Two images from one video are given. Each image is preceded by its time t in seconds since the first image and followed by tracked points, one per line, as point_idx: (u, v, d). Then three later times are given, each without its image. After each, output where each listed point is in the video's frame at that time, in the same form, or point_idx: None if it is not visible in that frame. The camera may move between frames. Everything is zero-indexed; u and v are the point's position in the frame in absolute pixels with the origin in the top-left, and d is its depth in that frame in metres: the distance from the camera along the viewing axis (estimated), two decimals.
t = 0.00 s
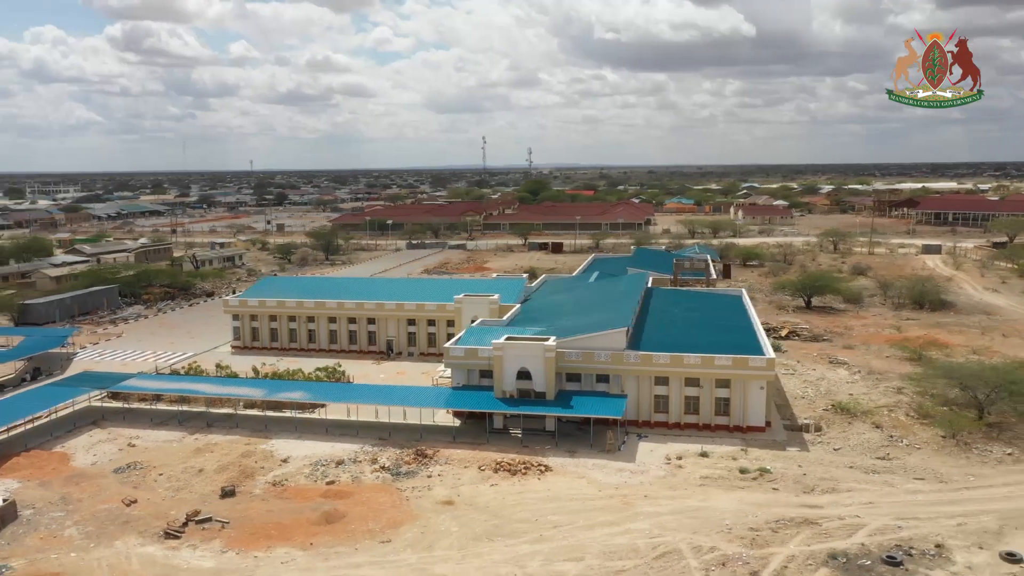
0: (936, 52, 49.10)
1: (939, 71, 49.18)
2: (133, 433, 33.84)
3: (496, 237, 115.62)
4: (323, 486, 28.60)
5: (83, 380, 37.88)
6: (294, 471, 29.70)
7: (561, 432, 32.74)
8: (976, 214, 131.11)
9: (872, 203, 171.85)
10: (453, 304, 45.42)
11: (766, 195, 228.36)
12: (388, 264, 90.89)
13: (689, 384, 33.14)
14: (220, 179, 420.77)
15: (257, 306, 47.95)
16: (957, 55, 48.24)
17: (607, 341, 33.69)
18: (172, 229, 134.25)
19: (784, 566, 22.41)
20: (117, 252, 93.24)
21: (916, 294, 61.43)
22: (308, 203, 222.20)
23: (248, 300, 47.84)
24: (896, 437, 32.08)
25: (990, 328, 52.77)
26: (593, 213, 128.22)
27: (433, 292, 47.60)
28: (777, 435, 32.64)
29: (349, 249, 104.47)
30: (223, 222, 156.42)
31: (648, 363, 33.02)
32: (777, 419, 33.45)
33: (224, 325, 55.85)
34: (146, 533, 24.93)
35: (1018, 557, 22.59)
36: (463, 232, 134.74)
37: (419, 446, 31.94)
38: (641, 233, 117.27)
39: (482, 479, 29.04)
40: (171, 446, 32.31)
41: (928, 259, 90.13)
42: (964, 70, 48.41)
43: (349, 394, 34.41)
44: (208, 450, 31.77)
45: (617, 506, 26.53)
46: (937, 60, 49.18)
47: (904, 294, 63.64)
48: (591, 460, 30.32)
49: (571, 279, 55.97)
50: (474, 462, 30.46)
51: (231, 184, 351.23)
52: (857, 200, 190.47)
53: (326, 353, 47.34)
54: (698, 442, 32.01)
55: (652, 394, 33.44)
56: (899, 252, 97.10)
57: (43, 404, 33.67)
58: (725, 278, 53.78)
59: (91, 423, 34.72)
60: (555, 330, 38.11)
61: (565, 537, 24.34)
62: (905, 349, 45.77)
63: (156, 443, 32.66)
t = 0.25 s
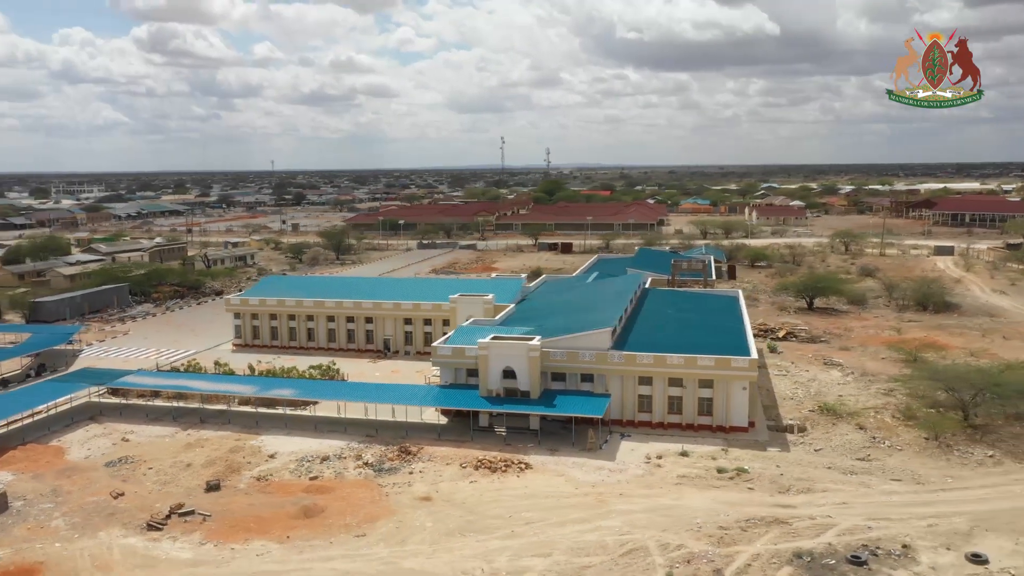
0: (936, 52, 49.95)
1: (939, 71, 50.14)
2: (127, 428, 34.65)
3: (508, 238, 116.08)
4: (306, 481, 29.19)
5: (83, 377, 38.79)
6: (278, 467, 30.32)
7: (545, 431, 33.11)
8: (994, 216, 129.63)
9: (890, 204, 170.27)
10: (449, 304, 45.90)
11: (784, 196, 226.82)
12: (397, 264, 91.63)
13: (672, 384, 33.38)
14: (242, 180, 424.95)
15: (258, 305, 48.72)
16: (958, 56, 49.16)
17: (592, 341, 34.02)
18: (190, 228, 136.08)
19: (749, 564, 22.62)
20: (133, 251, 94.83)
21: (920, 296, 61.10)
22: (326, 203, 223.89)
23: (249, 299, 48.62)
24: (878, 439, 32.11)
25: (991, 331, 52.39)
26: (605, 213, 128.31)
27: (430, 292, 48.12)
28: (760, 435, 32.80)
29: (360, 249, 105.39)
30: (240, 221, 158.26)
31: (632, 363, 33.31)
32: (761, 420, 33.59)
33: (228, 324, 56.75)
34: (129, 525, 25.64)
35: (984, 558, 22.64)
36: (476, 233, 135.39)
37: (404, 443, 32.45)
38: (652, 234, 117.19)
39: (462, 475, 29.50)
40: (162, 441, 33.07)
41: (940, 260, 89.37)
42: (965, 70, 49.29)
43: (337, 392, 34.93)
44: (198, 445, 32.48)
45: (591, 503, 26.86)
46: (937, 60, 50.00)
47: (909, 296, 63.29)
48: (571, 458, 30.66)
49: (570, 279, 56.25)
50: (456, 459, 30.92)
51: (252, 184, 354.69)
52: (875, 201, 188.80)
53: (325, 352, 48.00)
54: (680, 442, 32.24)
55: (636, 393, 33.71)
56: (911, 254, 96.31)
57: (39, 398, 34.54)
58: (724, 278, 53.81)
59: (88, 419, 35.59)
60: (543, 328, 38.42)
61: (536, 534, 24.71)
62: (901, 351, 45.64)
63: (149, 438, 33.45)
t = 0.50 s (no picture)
0: (936, 52, 49.49)
1: (938, 70, 49.64)
2: (127, 423, 35.54)
3: (522, 238, 116.46)
4: (294, 476, 29.83)
5: (87, 373, 39.79)
6: (268, 462, 31.00)
7: (532, 429, 33.51)
8: (1015, 217, 127.82)
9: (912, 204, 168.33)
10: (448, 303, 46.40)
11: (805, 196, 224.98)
12: (409, 264, 92.37)
13: (659, 384, 33.62)
14: (266, 180, 428.61)
15: (262, 303, 49.56)
16: (957, 55, 48.68)
17: (580, 340, 34.35)
18: (209, 228, 137.91)
19: (717, 562, 22.85)
20: (151, 250, 96.45)
21: (927, 298, 60.61)
22: (347, 203, 225.54)
23: (253, 297, 49.46)
24: (865, 440, 32.12)
25: (996, 333, 51.91)
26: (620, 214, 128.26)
27: (431, 291, 48.67)
28: (746, 436, 32.95)
29: (374, 248, 106.35)
30: (260, 221, 160.05)
31: (619, 363, 33.59)
32: (748, 420, 33.73)
33: (236, 322, 57.71)
34: (118, 516, 26.41)
35: (953, 559, 22.69)
36: (491, 232, 135.95)
37: (393, 440, 33.01)
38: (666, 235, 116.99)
39: (446, 472, 29.99)
40: (159, 435, 33.90)
41: (955, 261, 88.43)
42: (963, 70, 48.77)
43: (330, 389, 35.58)
44: (193, 440, 33.26)
45: (570, 500, 27.22)
46: (937, 60, 49.61)
47: (917, 298, 62.80)
48: (556, 457, 31.03)
49: (573, 279, 56.54)
50: (442, 456, 31.42)
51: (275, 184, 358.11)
52: (897, 202, 186.72)
53: (326, 349, 48.73)
54: (665, 441, 32.49)
55: (623, 393, 33.99)
56: (927, 255, 95.32)
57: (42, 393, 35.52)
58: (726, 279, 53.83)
59: (89, 413, 36.53)
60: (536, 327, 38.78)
61: (511, 530, 25.13)
62: (900, 353, 45.43)
63: (146, 432, 34.30)
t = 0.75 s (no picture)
0: (936, 52, 50.42)
1: (938, 70, 50.55)
2: (129, 417, 36.47)
3: (537, 238, 116.83)
4: (284, 470, 30.50)
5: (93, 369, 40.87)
6: (261, 456, 31.71)
7: (521, 427, 33.92)
8: None
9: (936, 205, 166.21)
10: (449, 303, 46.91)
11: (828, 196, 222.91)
12: (423, 263, 93.14)
13: (648, 383, 33.84)
14: (292, 180, 432.48)
15: (269, 301, 50.48)
16: (957, 54, 49.53)
17: (571, 340, 34.68)
18: (230, 227, 139.84)
19: (687, 559, 23.10)
20: (170, 249, 98.14)
21: (936, 300, 60.06)
22: (369, 203, 227.27)
23: (260, 296, 50.39)
24: (853, 441, 32.10)
25: (1003, 335, 51.37)
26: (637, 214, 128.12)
27: (433, 290, 49.25)
28: (734, 436, 33.07)
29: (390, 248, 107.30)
30: (281, 220, 161.88)
31: (608, 362, 33.85)
32: (737, 421, 33.84)
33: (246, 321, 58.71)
34: (110, 507, 27.23)
35: (924, 560, 22.75)
36: (508, 232, 136.46)
37: (384, 436, 33.58)
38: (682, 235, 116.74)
39: (433, 468, 30.49)
40: (158, 430, 34.78)
41: (972, 263, 87.37)
42: (963, 70, 49.63)
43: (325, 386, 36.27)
44: (190, 434, 34.08)
45: (550, 498, 27.57)
46: (937, 59, 50.56)
47: (927, 300, 62.23)
48: (542, 455, 31.40)
49: (578, 279, 56.81)
50: (431, 452, 31.94)
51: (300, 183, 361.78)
52: (921, 202, 184.47)
53: (330, 348, 49.48)
54: (653, 440, 32.71)
55: (613, 392, 34.26)
56: (945, 256, 94.18)
57: (48, 387, 36.59)
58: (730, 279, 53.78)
59: (93, 408, 37.53)
60: (531, 327, 39.16)
61: (489, 525, 25.56)
62: (900, 355, 45.17)
63: (147, 427, 35.18)
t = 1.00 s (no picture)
0: (936, 53, 54.41)
1: (939, 71, 54.53)
2: (130, 412, 37.38)
3: (551, 238, 117.08)
4: (273, 465, 31.19)
5: (98, 364, 41.87)
6: (252, 451, 32.42)
7: (509, 425, 34.32)
8: None
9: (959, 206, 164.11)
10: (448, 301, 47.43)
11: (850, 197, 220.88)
12: (435, 262, 93.83)
13: (635, 383, 34.10)
14: (316, 179, 435.73)
15: (273, 300, 51.43)
16: (956, 56, 53.48)
17: (560, 339, 35.05)
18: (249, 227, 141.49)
19: (656, 556, 23.39)
20: (187, 248, 99.68)
21: (943, 301, 59.62)
22: (389, 203, 228.63)
23: (265, 294, 51.34)
24: (838, 442, 32.16)
25: (1007, 337, 50.90)
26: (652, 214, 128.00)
27: (434, 289, 49.83)
28: (720, 435, 33.23)
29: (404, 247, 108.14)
30: (300, 220, 163.38)
31: (596, 361, 34.14)
32: (724, 420, 34.02)
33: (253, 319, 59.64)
34: (102, 499, 28.05)
35: (892, 559, 22.87)
36: (523, 232, 136.87)
37: (374, 433, 34.16)
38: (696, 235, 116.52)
39: (418, 464, 31.00)
40: (156, 425, 35.60)
41: (988, 264, 86.37)
42: (962, 70, 53.65)
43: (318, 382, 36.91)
44: (186, 429, 34.90)
45: (530, 495, 27.95)
46: (938, 60, 54.48)
47: (934, 301, 61.78)
48: (527, 452, 31.80)
49: (580, 279, 57.12)
50: (418, 448, 32.46)
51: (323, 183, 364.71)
52: (944, 202, 182.23)
53: (332, 345, 50.25)
54: (638, 438, 32.97)
55: (601, 391, 34.55)
56: (961, 257, 93.11)
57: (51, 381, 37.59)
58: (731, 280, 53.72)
59: (96, 403, 38.47)
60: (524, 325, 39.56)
61: (466, 520, 26.01)
62: (898, 356, 45.00)
63: (146, 422, 36.05)
